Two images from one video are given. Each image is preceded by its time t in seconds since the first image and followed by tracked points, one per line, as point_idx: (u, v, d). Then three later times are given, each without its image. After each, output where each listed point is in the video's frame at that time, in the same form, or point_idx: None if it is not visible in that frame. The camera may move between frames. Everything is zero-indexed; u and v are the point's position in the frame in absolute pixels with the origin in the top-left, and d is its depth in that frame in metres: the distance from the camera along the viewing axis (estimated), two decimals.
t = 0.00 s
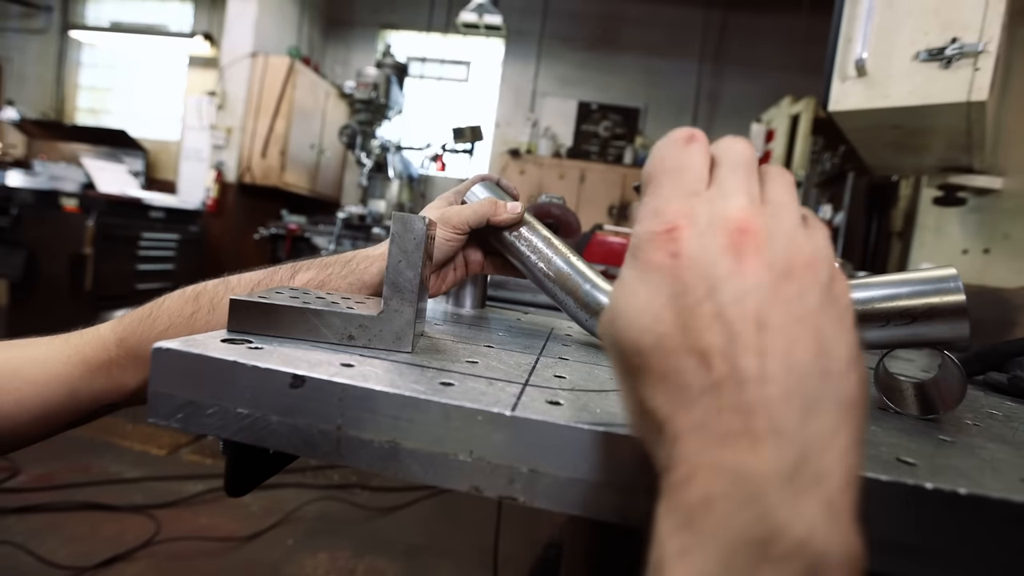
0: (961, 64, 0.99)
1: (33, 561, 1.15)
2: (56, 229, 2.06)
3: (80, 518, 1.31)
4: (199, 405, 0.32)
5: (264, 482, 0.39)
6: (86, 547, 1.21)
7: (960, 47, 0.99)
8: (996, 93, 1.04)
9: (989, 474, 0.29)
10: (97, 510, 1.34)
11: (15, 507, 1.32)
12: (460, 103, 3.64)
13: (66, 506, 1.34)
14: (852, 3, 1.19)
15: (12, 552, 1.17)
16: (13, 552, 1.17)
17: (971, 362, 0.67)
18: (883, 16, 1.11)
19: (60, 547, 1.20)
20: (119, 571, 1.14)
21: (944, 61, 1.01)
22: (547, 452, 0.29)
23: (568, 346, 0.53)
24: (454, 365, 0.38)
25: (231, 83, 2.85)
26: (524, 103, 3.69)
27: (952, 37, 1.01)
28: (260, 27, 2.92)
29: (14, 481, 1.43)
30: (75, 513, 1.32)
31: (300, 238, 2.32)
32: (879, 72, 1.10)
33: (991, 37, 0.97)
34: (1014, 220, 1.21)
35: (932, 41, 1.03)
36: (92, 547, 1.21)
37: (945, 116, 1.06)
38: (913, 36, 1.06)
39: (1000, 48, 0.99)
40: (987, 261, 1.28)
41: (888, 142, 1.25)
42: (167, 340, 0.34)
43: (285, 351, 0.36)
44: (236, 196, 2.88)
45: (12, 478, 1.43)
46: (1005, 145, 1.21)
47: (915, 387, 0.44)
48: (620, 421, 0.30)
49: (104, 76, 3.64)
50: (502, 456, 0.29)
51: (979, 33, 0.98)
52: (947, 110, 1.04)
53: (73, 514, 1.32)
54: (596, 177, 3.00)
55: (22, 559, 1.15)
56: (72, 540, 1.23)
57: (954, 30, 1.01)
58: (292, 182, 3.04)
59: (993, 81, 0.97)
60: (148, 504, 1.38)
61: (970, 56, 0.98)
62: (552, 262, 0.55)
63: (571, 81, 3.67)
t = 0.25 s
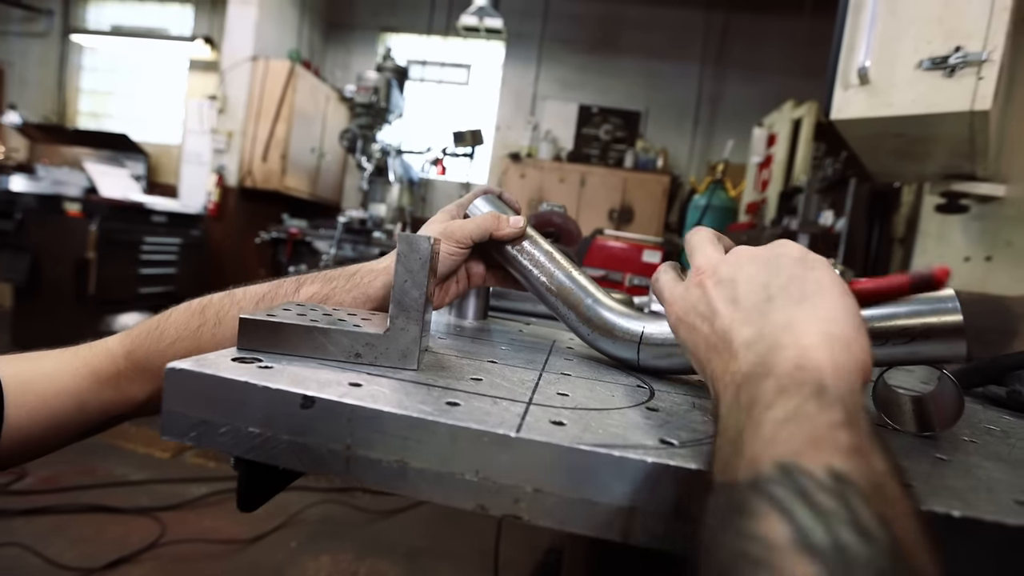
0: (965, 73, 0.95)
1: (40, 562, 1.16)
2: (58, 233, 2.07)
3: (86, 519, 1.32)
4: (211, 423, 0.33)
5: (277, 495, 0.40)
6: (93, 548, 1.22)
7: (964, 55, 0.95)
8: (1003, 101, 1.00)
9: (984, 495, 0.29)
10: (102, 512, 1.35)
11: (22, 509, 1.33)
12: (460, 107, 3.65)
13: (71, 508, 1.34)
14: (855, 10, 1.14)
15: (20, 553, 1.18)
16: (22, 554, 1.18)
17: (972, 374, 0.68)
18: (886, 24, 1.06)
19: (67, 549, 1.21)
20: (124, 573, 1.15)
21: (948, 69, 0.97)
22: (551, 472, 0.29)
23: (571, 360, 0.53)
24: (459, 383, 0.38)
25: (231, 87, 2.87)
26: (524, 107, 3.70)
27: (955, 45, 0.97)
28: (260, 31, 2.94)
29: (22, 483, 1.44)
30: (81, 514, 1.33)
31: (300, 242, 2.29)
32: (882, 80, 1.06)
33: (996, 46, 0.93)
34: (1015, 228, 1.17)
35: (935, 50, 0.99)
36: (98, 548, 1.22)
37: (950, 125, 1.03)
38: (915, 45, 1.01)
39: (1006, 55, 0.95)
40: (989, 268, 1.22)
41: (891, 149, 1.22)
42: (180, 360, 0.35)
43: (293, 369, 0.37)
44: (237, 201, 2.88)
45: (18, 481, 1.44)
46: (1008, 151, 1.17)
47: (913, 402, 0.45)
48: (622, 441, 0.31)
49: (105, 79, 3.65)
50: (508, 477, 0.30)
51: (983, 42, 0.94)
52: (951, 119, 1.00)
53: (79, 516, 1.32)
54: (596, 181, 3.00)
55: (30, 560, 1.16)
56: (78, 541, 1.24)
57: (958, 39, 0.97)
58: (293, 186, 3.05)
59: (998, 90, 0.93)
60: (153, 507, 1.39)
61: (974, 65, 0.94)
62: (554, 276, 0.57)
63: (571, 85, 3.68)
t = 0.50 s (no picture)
0: (971, 78, 0.95)
1: (47, 563, 1.17)
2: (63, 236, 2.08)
3: (92, 520, 1.33)
4: (230, 436, 0.33)
5: (292, 504, 0.40)
6: (99, 549, 1.22)
7: (970, 61, 0.95)
8: (1008, 105, 1.00)
9: (995, 510, 0.30)
10: (108, 514, 1.35)
11: (29, 510, 1.34)
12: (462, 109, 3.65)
13: (77, 509, 1.35)
14: (860, 15, 1.14)
15: (27, 554, 1.19)
16: (29, 555, 1.19)
17: (977, 383, 0.68)
18: (891, 28, 1.06)
19: (74, 549, 1.21)
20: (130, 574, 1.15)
21: (953, 75, 0.97)
22: (566, 485, 0.30)
23: (579, 370, 0.54)
24: (472, 395, 0.39)
25: (234, 91, 2.88)
26: (526, 109, 3.71)
27: (961, 51, 0.97)
28: (263, 35, 2.95)
29: (28, 485, 1.44)
30: (87, 516, 1.33)
31: (303, 245, 2.28)
32: (887, 85, 1.06)
33: (1001, 52, 0.94)
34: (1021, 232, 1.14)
35: (941, 56, 0.99)
36: (104, 549, 1.22)
37: (956, 130, 1.02)
38: (921, 50, 1.02)
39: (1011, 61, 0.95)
40: (995, 273, 1.21)
41: (895, 154, 1.22)
42: (199, 373, 0.35)
43: (310, 382, 0.37)
44: (240, 204, 2.89)
45: (24, 482, 1.45)
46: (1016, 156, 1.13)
47: (921, 411, 0.45)
48: (635, 454, 0.31)
49: (110, 83, 3.67)
50: (523, 490, 0.30)
51: (989, 48, 0.95)
52: (956, 125, 1.00)
53: (85, 518, 1.33)
54: (598, 184, 3.01)
55: (37, 561, 1.17)
56: (84, 543, 1.24)
57: (964, 44, 0.97)
58: (296, 189, 3.06)
59: (1004, 95, 0.93)
60: (158, 509, 1.39)
61: (979, 70, 0.95)
62: (560, 285, 0.58)
63: (573, 87, 3.69)
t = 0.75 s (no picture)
0: (975, 80, 0.96)
1: (52, 563, 1.17)
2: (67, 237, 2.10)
3: (97, 520, 1.33)
4: (244, 434, 0.34)
5: (304, 502, 0.41)
6: (104, 549, 1.23)
7: (974, 62, 0.95)
8: (1012, 107, 1.00)
9: (1001, 507, 0.30)
10: (112, 514, 1.36)
11: (34, 510, 1.35)
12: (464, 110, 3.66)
13: (82, 509, 1.36)
14: (864, 17, 1.14)
15: (33, 553, 1.19)
16: (35, 554, 1.19)
17: (982, 383, 0.68)
18: (895, 30, 1.06)
19: (79, 549, 1.22)
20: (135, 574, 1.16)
21: (957, 76, 0.97)
22: (577, 483, 0.30)
23: (587, 370, 0.54)
24: (482, 394, 0.39)
25: (237, 92, 2.89)
26: (528, 110, 3.71)
27: (966, 52, 0.97)
28: (266, 36, 2.96)
29: (33, 485, 1.45)
30: (92, 515, 1.34)
31: (306, 246, 2.27)
32: (891, 86, 1.06)
33: (1005, 53, 0.94)
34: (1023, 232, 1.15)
35: (946, 57, 1.00)
36: (109, 549, 1.23)
37: (960, 131, 1.02)
38: (925, 52, 1.02)
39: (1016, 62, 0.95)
40: (999, 274, 1.21)
41: (898, 155, 1.22)
42: (213, 373, 0.36)
43: (322, 381, 0.38)
44: (242, 205, 2.90)
45: (30, 482, 1.46)
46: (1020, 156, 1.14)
47: (926, 410, 0.46)
48: (645, 452, 0.32)
49: (113, 84, 3.68)
50: (534, 488, 0.31)
51: (994, 49, 0.95)
52: (960, 126, 1.00)
53: (90, 518, 1.33)
54: (600, 184, 3.01)
55: (42, 560, 1.17)
56: (89, 542, 1.25)
57: (969, 45, 0.97)
58: (297, 190, 3.07)
59: (1008, 96, 0.93)
60: (162, 509, 1.40)
61: (984, 71, 0.95)
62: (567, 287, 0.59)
63: (574, 88, 3.69)
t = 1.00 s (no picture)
0: (974, 81, 0.96)
1: (52, 563, 1.18)
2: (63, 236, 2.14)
3: (97, 520, 1.33)
4: (248, 435, 0.34)
5: (307, 503, 0.41)
6: (104, 549, 1.23)
7: (973, 63, 0.96)
8: (1011, 108, 1.00)
9: (1000, 509, 0.30)
10: (112, 514, 1.36)
11: (35, 510, 1.35)
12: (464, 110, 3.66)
13: (82, 509, 1.36)
14: (864, 18, 1.14)
15: (33, 553, 1.20)
16: (35, 554, 1.20)
17: (981, 384, 0.69)
18: (895, 32, 1.06)
19: (80, 549, 1.22)
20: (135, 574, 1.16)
21: (956, 77, 0.98)
22: (577, 484, 0.30)
23: (588, 371, 0.55)
24: (483, 396, 0.40)
25: (238, 92, 2.89)
26: (528, 110, 3.71)
27: (965, 54, 0.98)
28: (266, 37, 2.97)
29: (33, 485, 1.45)
30: (92, 515, 1.34)
31: (306, 246, 2.27)
32: (890, 88, 1.06)
33: (1005, 55, 0.94)
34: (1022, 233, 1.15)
35: (945, 58, 1.00)
36: (110, 549, 1.23)
37: (959, 132, 1.03)
38: (924, 53, 1.02)
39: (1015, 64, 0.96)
40: (998, 275, 1.21)
41: (899, 156, 1.23)
42: (217, 374, 0.36)
43: (325, 382, 0.38)
44: (243, 205, 2.90)
45: (30, 482, 1.46)
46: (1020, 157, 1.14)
47: (926, 412, 0.46)
48: (645, 453, 0.32)
49: (114, 84, 3.68)
50: (536, 489, 0.31)
51: (993, 51, 0.95)
52: (959, 127, 1.00)
53: (90, 518, 1.34)
54: (599, 184, 3.01)
55: (43, 560, 1.18)
56: (90, 542, 1.25)
57: (968, 47, 0.98)
58: (298, 190, 3.07)
59: (1007, 98, 0.94)
60: (162, 509, 1.40)
61: (983, 73, 0.95)
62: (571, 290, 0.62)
63: (575, 88, 3.69)
